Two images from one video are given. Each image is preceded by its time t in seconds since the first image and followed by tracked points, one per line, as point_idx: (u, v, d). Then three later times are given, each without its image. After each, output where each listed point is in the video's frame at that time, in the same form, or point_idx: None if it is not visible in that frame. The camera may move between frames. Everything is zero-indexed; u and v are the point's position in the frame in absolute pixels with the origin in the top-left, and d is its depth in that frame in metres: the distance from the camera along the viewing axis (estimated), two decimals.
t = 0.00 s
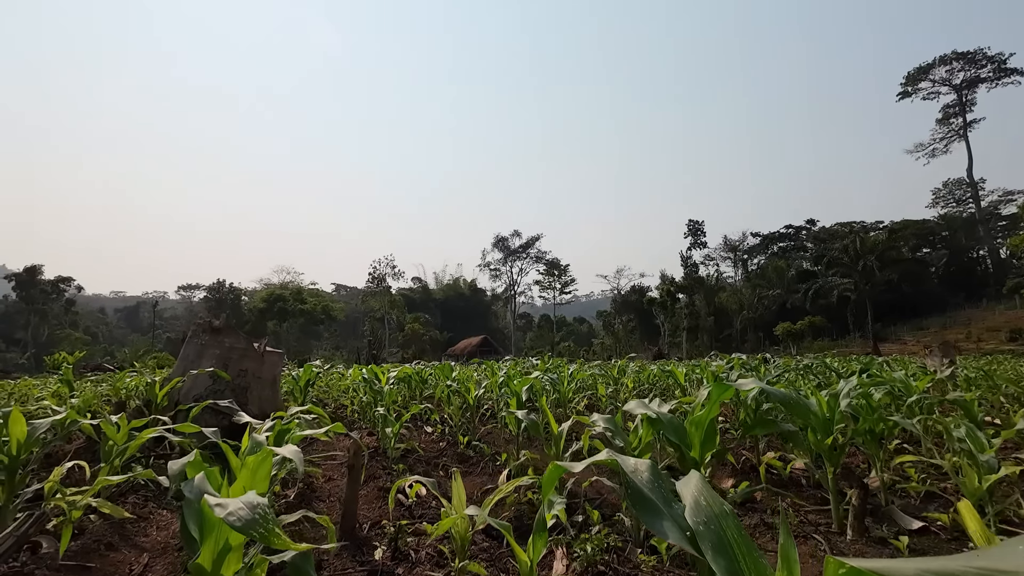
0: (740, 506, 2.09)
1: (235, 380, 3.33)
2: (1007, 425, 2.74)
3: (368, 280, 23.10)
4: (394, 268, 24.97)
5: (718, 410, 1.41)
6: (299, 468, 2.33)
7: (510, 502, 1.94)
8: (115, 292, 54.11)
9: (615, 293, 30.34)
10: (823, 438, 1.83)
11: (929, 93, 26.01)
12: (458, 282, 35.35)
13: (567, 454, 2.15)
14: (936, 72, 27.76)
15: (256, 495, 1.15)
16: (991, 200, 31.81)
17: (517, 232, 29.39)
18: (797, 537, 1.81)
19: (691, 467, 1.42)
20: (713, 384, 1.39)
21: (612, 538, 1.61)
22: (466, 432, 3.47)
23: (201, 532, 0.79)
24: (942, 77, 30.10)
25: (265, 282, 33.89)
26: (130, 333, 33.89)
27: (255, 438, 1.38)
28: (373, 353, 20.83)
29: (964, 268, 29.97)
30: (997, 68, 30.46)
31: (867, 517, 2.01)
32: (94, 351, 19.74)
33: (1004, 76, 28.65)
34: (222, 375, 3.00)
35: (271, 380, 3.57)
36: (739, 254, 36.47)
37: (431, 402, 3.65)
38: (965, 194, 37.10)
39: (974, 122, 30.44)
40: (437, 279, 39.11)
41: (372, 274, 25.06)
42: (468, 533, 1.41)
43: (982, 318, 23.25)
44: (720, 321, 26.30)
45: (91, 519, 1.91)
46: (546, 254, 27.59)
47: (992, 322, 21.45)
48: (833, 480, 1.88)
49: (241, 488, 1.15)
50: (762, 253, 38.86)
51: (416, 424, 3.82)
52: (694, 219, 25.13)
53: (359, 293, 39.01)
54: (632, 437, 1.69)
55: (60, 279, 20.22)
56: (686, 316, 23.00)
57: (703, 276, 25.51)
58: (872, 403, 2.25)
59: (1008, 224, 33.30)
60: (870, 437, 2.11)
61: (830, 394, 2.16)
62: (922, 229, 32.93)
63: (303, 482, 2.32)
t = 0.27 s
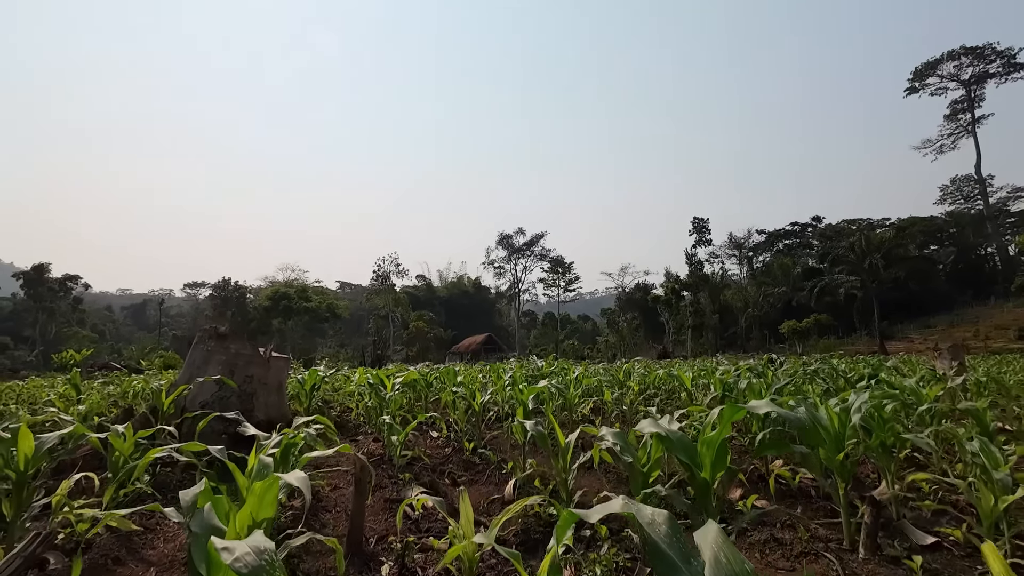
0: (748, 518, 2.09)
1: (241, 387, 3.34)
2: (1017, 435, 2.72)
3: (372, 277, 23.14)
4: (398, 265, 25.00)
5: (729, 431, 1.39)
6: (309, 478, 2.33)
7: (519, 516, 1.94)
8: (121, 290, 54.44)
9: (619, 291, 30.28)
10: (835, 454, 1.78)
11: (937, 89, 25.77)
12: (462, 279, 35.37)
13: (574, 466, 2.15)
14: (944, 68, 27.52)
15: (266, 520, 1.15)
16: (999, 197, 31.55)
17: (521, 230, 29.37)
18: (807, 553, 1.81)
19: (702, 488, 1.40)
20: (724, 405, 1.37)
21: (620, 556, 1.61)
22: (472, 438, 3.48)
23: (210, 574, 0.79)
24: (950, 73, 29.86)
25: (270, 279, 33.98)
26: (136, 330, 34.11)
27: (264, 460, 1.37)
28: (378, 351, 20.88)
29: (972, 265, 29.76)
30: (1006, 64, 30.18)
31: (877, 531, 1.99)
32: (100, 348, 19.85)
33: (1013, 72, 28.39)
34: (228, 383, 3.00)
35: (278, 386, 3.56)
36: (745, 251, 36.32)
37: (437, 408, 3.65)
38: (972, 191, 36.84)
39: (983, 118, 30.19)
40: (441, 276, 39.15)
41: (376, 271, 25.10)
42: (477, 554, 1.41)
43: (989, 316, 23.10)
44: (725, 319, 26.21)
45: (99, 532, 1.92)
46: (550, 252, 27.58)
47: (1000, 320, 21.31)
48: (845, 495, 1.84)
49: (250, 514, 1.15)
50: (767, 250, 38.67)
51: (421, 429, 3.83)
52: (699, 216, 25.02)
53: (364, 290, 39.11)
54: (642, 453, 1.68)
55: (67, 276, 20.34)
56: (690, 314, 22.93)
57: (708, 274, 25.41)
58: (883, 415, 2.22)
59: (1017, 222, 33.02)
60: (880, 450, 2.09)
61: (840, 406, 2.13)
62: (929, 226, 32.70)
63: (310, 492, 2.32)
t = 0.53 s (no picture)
0: (748, 535, 2.10)
1: (243, 398, 3.35)
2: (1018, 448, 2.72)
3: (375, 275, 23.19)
4: (400, 263, 25.02)
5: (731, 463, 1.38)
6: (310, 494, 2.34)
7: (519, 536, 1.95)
8: (125, 287, 54.70)
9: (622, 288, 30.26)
10: (836, 477, 1.77)
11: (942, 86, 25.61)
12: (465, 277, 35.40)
13: (575, 483, 2.15)
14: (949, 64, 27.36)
15: (265, 558, 1.16)
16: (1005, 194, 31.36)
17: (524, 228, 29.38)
18: None
19: (703, 519, 1.40)
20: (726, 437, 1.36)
21: None
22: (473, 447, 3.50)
23: None
24: (954, 69, 29.72)
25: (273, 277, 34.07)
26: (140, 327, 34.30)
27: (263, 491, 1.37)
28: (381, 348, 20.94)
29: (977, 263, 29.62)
30: (1011, 60, 29.99)
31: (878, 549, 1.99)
32: (105, 346, 19.98)
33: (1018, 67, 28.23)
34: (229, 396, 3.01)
35: (280, 395, 3.57)
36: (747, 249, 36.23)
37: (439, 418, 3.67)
38: (977, 187, 36.64)
39: (988, 114, 29.99)
40: (444, 274, 39.17)
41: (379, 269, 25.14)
42: None
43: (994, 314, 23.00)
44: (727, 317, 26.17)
45: (99, 551, 1.93)
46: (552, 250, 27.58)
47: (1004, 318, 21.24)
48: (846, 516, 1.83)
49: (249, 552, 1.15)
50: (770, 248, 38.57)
51: (423, 438, 3.85)
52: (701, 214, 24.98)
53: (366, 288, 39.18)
54: (643, 476, 1.68)
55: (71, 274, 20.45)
56: (693, 311, 22.89)
57: (710, 272, 25.36)
58: (885, 433, 2.22)
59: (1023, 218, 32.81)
60: (883, 469, 2.08)
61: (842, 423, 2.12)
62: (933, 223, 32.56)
63: (311, 507, 2.33)
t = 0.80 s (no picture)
0: (739, 556, 2.09)
1: (239, 408, 3.36)
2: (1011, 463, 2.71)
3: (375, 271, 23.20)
4: (400, 259, 25.01)
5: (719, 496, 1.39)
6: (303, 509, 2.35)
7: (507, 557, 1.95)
8: (126, 282, 54.85)
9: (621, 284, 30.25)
10: (825, 501, 1.78)
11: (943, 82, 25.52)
12: (465, 272, 35.45)
13: (568, 501, 2.16)
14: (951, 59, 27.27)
15: None
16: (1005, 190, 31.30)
17: (523, 224, 29.37)
18: None
19: (691, 550, 1.41)
20: (714, 471, 1.36)
21: None
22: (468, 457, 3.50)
23: None
24: (956, 64, 29.59)
25: (273, 273, 34.09)
26: (139, 322, 34.27)
27: (253, 523, 1.38)
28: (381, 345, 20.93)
29: (977, 259, 29.56)
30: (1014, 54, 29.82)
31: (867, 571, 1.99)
32: (104, 342, 19.96)
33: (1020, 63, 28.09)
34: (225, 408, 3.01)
35: (276, 405, 3.57)
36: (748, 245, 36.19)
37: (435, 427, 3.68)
38: (978, 183, 36.49)
39: (989, 110, 29.89)
40: (444, 270, 39.21)
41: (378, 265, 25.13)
42: None
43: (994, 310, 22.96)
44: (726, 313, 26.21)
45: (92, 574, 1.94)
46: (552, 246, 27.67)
47: (1004, 314, 21.19)
48: (833, 541, 1.84)
49: None
50: (770, 244, 38.49)
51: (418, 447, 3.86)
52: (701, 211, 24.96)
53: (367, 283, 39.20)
54: (633, 502, 1.68)
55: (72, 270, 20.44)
56: (693, 308, 22.88)
57: (710, 268, 25.35)
58: (876, 452, 2.21)
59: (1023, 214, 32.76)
60: (874, 489, 2.08)
61: (833, 444, 2.11)
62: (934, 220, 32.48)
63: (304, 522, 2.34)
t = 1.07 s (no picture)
0: (722, 564, 2.10)
1: (226, 412, 3.35)
2: (994, 467, 2.73)
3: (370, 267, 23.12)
4: (395, 254, 24.91)
5: (695, 512, 1.39)
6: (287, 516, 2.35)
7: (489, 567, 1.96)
8: (121, 277, 54.54)
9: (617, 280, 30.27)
10: (806, 512, 1.80)
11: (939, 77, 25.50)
12: (461, 268, 35.39)
13: (551, 510, 2.16)
14: (948, 55, 27.25)
15: None
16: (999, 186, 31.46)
17: (519, 220, 29.34)
18: None
19: (667, 565, 1.41)
20: (690, 489, 1.37)
21: None
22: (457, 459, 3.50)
23: None
24: (952, 60, 29.59)
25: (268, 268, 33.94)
26: (133, 318, 34.08)
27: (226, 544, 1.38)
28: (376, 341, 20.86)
29: (970, 255, 29.69)
30: (1010, 50, 29.83)
31: None
32: (97, 337, 19.84)
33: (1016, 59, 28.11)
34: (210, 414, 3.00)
35: (263, 408, 3.56)
36: (743, 240, 36.23)
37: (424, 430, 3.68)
38: (973, 179, 36.60)
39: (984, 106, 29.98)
40: (440, 265, 39.15)
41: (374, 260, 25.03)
42: None
43: (987, 306, 23.09)
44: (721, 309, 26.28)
45: None
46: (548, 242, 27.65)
47: (996, 310, 21.32)
48: (814, 550, 1.85)
49: None
50: (766, 240, 38.58)
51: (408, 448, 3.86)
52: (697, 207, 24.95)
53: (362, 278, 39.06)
54: (612, 515, 1.68)
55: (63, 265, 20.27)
56: (688, 304, 22.92)
57: (706, 264, 25.37)
58: (859, 461, 2.22)
59: (1017, 210, 32.94)
60: (856, 498, 2.09)
61: (814, 453, 2.12)
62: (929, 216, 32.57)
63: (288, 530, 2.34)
